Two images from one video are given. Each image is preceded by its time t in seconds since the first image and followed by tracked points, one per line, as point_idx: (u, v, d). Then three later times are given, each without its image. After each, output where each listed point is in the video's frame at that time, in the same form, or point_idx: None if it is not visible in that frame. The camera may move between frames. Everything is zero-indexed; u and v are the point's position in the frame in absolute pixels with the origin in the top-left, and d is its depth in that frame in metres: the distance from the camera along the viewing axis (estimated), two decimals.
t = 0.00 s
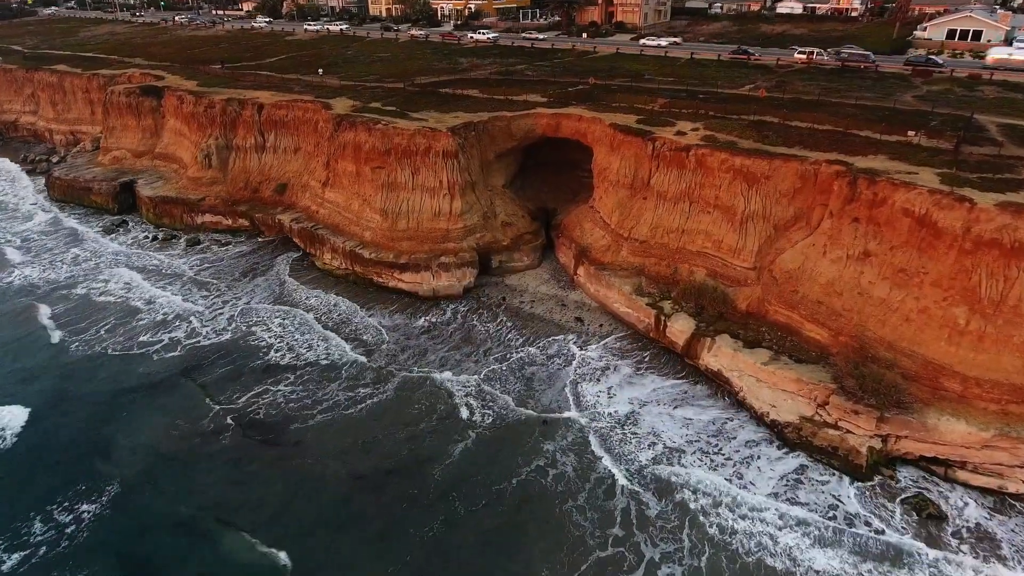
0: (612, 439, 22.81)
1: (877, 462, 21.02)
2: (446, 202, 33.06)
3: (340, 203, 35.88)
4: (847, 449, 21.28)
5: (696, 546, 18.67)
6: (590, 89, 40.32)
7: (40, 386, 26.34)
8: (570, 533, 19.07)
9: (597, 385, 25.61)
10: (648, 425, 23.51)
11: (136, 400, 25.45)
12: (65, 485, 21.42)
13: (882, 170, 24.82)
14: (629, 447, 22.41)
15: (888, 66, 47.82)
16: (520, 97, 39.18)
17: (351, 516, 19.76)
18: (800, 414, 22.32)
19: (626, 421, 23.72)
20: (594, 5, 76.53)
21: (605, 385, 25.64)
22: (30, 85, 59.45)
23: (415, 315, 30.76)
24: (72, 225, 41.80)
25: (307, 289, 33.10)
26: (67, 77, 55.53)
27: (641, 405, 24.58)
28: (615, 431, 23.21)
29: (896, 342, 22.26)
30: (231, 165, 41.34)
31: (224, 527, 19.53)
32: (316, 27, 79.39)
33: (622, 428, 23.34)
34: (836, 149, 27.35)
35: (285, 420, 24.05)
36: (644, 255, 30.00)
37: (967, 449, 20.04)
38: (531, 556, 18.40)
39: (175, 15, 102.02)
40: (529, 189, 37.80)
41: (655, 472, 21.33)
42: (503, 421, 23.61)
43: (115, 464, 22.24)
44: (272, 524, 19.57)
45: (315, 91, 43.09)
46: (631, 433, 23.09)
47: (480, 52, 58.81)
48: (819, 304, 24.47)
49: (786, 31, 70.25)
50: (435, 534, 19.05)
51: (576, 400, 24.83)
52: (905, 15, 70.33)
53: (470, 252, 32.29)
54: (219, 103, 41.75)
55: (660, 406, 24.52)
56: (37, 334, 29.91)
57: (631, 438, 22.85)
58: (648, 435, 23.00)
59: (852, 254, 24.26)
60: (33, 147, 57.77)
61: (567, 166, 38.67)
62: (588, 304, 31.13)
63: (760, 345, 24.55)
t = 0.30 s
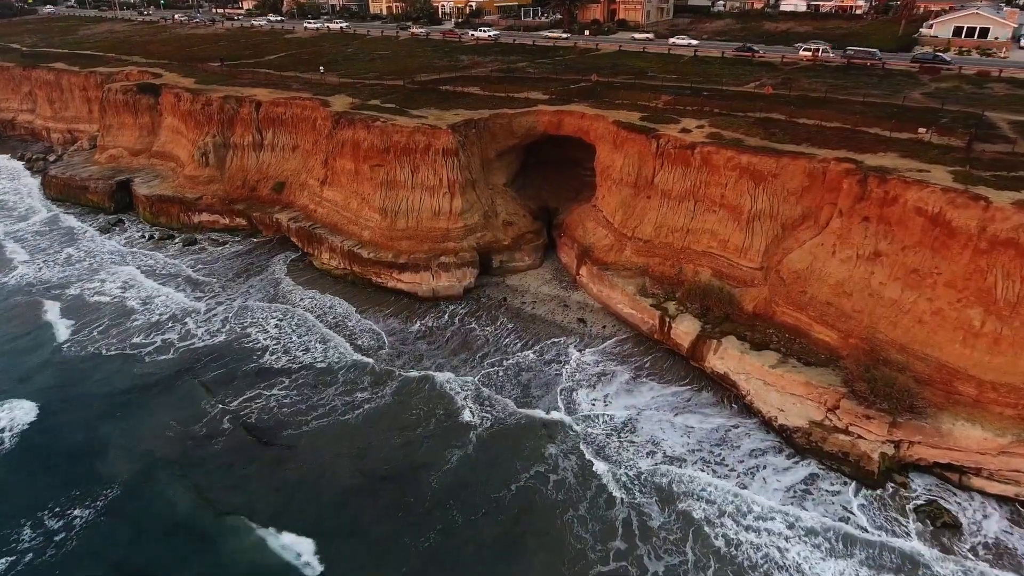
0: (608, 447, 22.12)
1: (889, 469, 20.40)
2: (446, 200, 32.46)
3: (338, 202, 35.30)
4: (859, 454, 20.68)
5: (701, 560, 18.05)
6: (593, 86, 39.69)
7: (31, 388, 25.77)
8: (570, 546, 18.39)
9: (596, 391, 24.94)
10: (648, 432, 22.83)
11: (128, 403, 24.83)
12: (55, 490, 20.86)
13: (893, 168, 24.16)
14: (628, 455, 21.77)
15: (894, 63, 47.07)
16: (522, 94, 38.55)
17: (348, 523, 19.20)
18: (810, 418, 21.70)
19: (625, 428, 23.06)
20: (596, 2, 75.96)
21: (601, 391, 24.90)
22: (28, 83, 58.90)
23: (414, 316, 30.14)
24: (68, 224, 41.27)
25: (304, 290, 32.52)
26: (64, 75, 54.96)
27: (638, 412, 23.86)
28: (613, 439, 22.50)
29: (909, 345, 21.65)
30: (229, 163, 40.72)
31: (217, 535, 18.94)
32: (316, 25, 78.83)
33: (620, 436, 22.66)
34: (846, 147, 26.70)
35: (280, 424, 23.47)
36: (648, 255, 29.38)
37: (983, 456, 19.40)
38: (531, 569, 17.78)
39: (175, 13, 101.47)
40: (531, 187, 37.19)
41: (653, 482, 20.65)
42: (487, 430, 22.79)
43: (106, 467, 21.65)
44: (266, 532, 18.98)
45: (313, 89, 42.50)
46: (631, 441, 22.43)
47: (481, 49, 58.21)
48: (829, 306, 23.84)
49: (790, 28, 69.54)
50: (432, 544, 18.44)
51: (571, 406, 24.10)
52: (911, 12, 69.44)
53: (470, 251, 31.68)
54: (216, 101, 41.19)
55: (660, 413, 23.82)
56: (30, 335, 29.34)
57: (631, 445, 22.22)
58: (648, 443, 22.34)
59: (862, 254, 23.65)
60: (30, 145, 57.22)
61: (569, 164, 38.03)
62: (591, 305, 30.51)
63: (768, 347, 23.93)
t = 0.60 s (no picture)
0: (607, 455, 21.46)
1: (902, 477, 19.79)
2: (446, 199, 31.88)
3: (337, 201, 34.74)
4: (871, 461, 20.10)
5: None
6: (596, 83, 39.09)
7: (23, 390, 25.22)
8: (570, 560, 17.76)
9: (597, 396, 24.32)
10: (649, 440, 22.20)
11: (121, 406, 24.27)
12: (44, 495, 20.30)
13: (906, 166, 23.50)
14: (628, 464, 21.12)
15: (902, 61, 46.38)
16: (524, 92, 37.97)
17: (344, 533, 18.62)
18: (820, 423, 21.07)
19: (625, 435, 22.42)
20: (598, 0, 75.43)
21: (597, 398, 24.21)
22: (26, 81, 58.44)
23: (413, 318, 29.56)
24: (64, 223, 40.78)
25: (301, 291, 31.98)
26: (62, 72, 54.44)
27: (640, 418, 23.24)
28: (610, 448, 21.83)
29: (922, 348, 21.03)
30: (227, 162, 40.17)
31: (209, 543, 18.38)
32: (317, 23, 78.35)
33: (619, 443, 22.05)
34: (856, 145, 26.04)
35: (274, 430, 22.88)
36: (652, 255, 28.77)
37: (1000, 463, 18.78)
38: None
39: (176, 12, 101.04)
40: (533, 186, 36.61)
41: (653, 493, 19.99)
42: (485, 436, 22.17)
43: (97, 472, 21.09)
44: (260, 541, 18.40)
45: (313, 86, 41.97)
46: (630, 449, 21.77)
47: (483, 47, 57.68)
48: (839, 307, 23.21)
49: (794, 26, 68.90)
50: (430, 556, 17.85)
51: (565, 413, 23.37)
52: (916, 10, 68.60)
53: (471, 251, 31.09)
54: (215, 98, 40.67)
55: (663, 421, 23.18)
56: (22, 335, 28.77)
57: (631, 453, 21.57)
58: (649, 452, 21.69)
59: (874, 255, 23.01)
60: (28, 144, 56.73)
61: (571, 163, 37.42)
62: (594, 306, 29.92)
63: (776, 351, 23.32)
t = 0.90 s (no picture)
0: (608, 465, 20.80)
1: (917, 486, 19.18)
2: (448, 198, 31.31)
3: (336, 200, 34.18)
4: (885, 469, 19.51)
5: None
6: (600, 81, 38.51)
7: (15, 392, 24.72)
8: None
9: (597, 403, 23.60)
10: (651, 448, 21.56)
11: (115, 409, 23.77)
12: (35, 502, 19.80)
13: (919, 165, 22.86)
14: (631, 473, 20.48)
15: (910, 59, 45.68)
16: (527, 90, 37.41)
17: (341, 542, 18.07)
18: (831, 429, 20.48)
19: (626, 443, 21.79)
20: None
21: (599, 404, 23.58)
22: (24, 79, 57.93)
23: (413, 320, 28.99)
24: (61, 223, 40.30)
25: (299, 292, 31.46)
26: (60, 71, 53.95)
27: (642, 426, 22.54)
28: (609, 457, 21.12)
29: (937, 353, 20.41)
30: (225, 161, 39.67)
31: (202, 553, 17.84)
32: (318, 22, 77.87)
33: (621, 451, 21.41)
34: (867, 143, 25.40)
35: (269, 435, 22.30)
36: (658, 256, 28.17)
37: (1019, 472, 18.16)
38: None
39: (176, 11, 100.50)
40: (535, 185, 36.04)
41: (654, 506, 19.31)
42: (483, 444, 21.54)
43: (89, 478, 20.60)
44: (253, 551, 17.84)
45: (313, 84, 41.44)
46: (630, 459, 21.09)
47: (486, 45, 57.12)
48: (850, 310, 22.58)
49: (799, 24, 68.26)
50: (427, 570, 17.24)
51: (560, 422, 22.61)
52: (923, 8, 67.77)
53: (472, 252, 30.51)
54: (213, 96, 40.13)
55: (664, 432, 22.31)
56: (16, 336, 28.27)
57: (632, 463, 20.90)
58: (651, 461, 21.04)
59: (887, 256, 22.37)
60: (27, 143, 56.26)
61: (574, 162, 36.81)
62: (598, 308, 29.34)
63: (786, 354, 22.71)
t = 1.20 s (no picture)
0: (609, 475, 20.15)
1: (934, 495, 18.55)
2: (449, 198, 30.72)
3: (336, 200, 33.62)
4: (901, 477, 18.90)
5: None
6: (604, 79, 37.89)
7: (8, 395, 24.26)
8: None
9: (598, 411, 22.90)
10: (655, 457, 20.91)
11: (109, 413, 23.25)
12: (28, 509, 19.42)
13: (935, 163, 22.18)
14: (634, 483, 19.86)
15: (919, 56, 44.95)
16: (530, 87, 36.80)
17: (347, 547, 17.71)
18: (845, 436, 19.86)
19: (629, 451, 21.17)
20: None
21: (602, 410, 22.95)
22: (23, 77, 57.44)
23: (414, 322, 28.43)
24: (58, 222, 39.80)
25: (298, 294, 30.92)
26: (59, 69, 53.44)
27: (645, 435, 21.84)
28: (608, 467, 20.44)
29: (954, 357, 19.76)
30: (224, 159, 39.14)
31: (195, 565, 17.33)
32: (319, 20, 77.46)
33: (623, 460, 20.75)
34: (880, 141, 24.73)
35: (259, 443, 21.65)
36: (664, 256, 27.55)
37: None
38: None
39: (177, 10, 100.01)
40: (538, 185, 35.45)
41: (657, 519, 18.63)
42: (481, 452, 20.92)
43: (83, 484, 20.17)
44: (246, 563, 17.27)
45: (313, 82, 40.87)
46: (632, 468, 20.43)
47: (488, 43, 56.52)
48: (863, 313, 21.93)
49: (805, 23, 67.56)
50: None
51: (557, 430, 21.92)
52: (930, 6, 66.97)
53: (474, 252, 29.93)
54: (212, 94, 39.60)
55: (666, 443, 21.50)
56: (10, 338, 27.82)
57: (633, 473, 20.23)
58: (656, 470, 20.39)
59: (901, 257, 21.72)
60: (25, 142, 55.77)
61: (578, 161, 36.17)
62: (602, 309, 28.74)
63: (797, 358, 22.09)
